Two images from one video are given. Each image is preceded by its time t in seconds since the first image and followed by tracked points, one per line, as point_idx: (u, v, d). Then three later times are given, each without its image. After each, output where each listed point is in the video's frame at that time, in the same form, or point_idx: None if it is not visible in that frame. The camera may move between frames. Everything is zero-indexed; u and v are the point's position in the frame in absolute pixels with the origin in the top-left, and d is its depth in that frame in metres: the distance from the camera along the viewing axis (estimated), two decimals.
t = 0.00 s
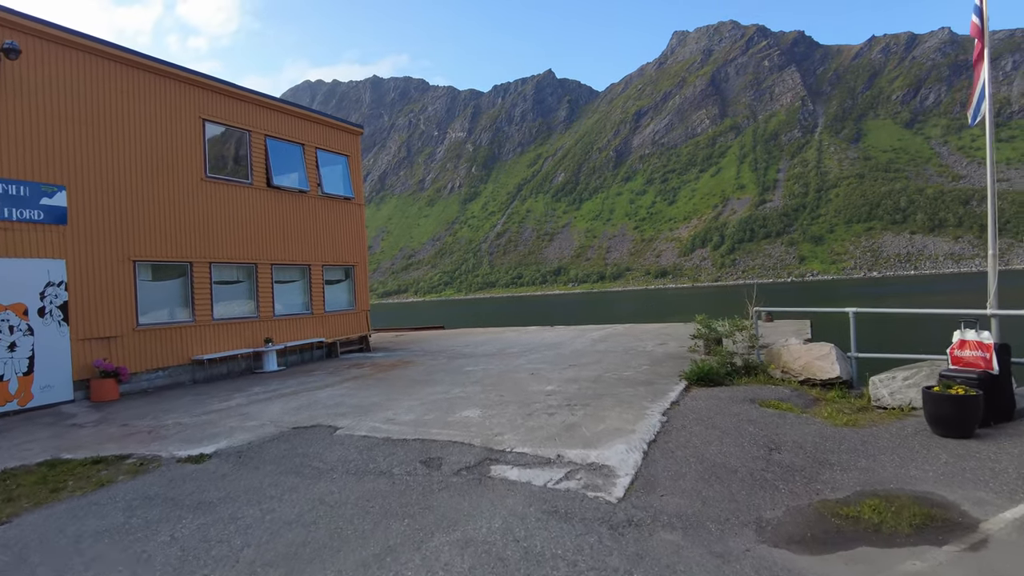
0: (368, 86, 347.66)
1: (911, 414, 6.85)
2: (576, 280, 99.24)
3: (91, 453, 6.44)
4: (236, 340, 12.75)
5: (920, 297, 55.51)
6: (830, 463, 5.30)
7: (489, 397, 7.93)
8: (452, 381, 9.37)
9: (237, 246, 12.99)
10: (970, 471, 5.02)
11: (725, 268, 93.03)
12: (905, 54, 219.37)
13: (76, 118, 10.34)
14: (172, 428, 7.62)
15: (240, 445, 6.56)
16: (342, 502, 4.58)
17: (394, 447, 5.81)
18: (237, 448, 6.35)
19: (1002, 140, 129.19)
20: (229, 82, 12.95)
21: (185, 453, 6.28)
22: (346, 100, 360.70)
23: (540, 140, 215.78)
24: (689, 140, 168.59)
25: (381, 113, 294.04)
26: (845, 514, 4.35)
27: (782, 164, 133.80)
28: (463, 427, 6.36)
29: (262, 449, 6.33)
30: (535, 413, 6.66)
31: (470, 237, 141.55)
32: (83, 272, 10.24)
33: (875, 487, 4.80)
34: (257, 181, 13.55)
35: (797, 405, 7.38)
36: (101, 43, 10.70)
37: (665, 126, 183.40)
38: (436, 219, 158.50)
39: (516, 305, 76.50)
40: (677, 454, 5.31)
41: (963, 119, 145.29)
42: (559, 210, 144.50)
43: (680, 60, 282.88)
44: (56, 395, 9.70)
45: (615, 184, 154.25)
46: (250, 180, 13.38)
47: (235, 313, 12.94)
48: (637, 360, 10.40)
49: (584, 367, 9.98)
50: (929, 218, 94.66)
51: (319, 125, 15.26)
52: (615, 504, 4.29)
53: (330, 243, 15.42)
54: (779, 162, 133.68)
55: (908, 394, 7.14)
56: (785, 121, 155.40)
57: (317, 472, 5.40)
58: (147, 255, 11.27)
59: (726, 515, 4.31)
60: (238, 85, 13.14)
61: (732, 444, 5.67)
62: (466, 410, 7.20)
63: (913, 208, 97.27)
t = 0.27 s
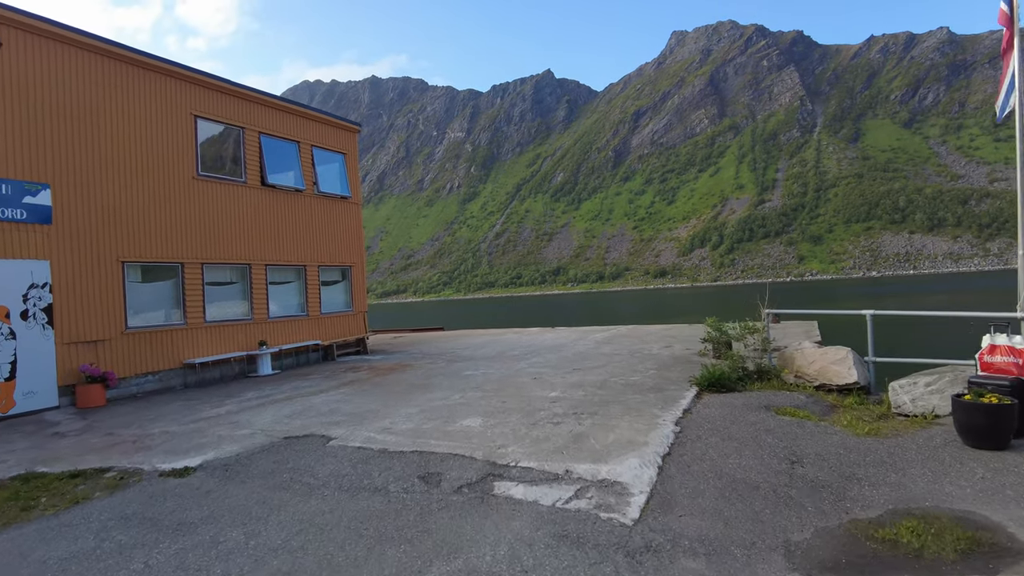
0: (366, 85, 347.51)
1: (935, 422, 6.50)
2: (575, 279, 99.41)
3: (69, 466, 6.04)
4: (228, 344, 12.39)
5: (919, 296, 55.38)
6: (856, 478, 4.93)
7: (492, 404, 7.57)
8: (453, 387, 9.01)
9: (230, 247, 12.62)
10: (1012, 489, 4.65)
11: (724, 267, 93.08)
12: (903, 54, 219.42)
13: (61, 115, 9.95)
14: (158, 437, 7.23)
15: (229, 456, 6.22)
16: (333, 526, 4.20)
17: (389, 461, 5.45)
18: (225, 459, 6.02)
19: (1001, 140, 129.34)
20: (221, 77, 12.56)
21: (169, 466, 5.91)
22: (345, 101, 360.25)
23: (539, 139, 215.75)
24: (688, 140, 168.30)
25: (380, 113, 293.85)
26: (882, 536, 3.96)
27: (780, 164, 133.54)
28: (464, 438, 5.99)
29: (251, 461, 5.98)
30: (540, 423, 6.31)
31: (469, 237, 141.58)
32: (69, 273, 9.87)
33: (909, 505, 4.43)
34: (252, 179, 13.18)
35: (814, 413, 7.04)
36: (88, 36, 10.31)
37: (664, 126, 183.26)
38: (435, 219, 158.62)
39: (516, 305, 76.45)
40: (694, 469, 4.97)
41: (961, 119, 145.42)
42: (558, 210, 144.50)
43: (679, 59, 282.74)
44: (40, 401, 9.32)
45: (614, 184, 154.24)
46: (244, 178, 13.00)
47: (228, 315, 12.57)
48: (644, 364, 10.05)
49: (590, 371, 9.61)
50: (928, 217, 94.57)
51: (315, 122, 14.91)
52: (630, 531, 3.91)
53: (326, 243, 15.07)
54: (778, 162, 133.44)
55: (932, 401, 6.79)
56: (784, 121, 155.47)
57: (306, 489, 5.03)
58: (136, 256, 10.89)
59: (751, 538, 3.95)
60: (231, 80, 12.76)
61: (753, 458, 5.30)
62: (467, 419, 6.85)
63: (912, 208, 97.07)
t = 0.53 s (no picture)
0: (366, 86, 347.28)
1: (963, 429, 6.13)
2: (575, 279, 99.20)
3: (48, 476, 5.69)
4: (222, 344, 12.03)
5: (918, 296, 55.22)
6: (889, 492, 4.56)
7: (495, 409, 7.21)
8: (454, 390, 8.64)
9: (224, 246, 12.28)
10: None
11: (723, 268, 92.90)
12: (902, 54, 219.38)
13: (47, 109, 9.60)
14: (144, 443, 6.85)
15: (216, 465, 5.85)
16: (323, 546, 3.85)
17: (385, 473, 5.10)
18: (210, 469, 5.66)
19: (999, 141, 129.30)
20: (215, 71, 12.21)
21: (152, 477, 5.52)
22: (345, 101, 360.26)
23: (538, 140, 215.57)
24: (687, 141, 168.12)
25: (379, 113, 293.64)
26: (926, 559, 3.60)
27: (780, 164, 133.31)
28: (466, 447, 5.64)
29: (240, 471, 5.63)
30: (547, 430, 5.95)
31: (468, 237, 141.33)
32: (56, 272, 9.52)
33: (946, 521, 4.09)
34: (246, 176, 12.81)
35: (834, 419, 6.69)
36: (76, 26, 9.96)
37: (664, 126, 183.04)
38: (434, 219, 158.49)
39: (515, 305, 76.22)
40: (712, 483, 4.62)
41: (960, 119, 145.37)
42: (557, 210, 144.29)
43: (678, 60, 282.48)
44: (24, 405, 8.95)
45: (613, 185, 154.03)
46: (238, 175, 12.64)
47: (221, 315, 12.20)
48: (652, 367, 9.69)
49: (596, 374, 9.22)
50: (927, 218, 94.29)
51: (312, 118, 14.57)
52: (649, 554, 3.56)
53: (323, 242, 14.72)
54: (777, 162, 133.27)
55: (960, 407, 6.40)
56: (783, 121, 155.31)
57: (296, 503, 4.67)
58: (125, 255, 10.53)
59: (783, 561, 3.58)
60: (225, 74, 12.41)
61: (775, 469, 4.94)
62: (469, 425, 6.50)
63: (911, 208, 96.86)
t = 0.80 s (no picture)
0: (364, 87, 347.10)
1: (990, 441, 5.78)
2: (573, 280, 99.04)
3: (17, 491, 5.32)
4: (213, 348, 11.70)
5: (917, 298, 55.01)
6: (923, 511, 4.18)
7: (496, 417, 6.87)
8: (453, 397, 8.30)
9: (217, 245, 11.95)
10: None
11: (721, 269, 92.81)
12: (900, 55, 219.53)
13: (31, 104, 9.28)
14: (125, 454, 6.50)
15: (198, 479, 5.49)
16: None
17: (379, 491, 4.76)
18: (191, 484, 5.30)
19: (997, 142, 129.33)
20: (206, 67, 11.87)
21: (131, 491, 5.17)
22: (343, 101, 359.98)
23: (537, 140, 215.49)
24: (685, 141, 167.79)
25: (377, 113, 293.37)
26: None
27: (778, 165, 133.10)
28: (465, 461, 5.29)
29: (224, 485, 5.29)
30: (551, 443, 5.62)
31: (467, 238, 141.16)
32: (39, 270, 9.18)
33: (989, 548, 3.72)
34: (239, 175, 12.47)
35: (851, 428, 6.37)
36: (62, 18, 9.63)
37: (662, 127, 182.95)
38: (433, 219, 158.27)
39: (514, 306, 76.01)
40: (730, 502, 4.28)
41: (958, 121, 145.52)
42: (556, 211, 144.02)
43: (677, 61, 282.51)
44: (4, 412, 8.59)
45: (612, 185, 153.85)
46: (231, 174, 12.29)
47: (213, 318, 11.86)
48: (657, 373, 9.33)
49: (601, 381, 8.85)
50: (925, 219, 94.21)
51: (307, 115, 14.25)
52: None
53: (318, 242, 14.39)
54: (776, 163, 133.12)
55: (985, 417, 6.06)
56: (781, 122, 155.31)
57: (280, 523, 4.32)
58: (112, 255, 10.18)
59: None
60: (217, 69, 12.05)
61: (797, 487, 4.59)
62: (468, 436, 6.15)
63: (909, 209, 96.80)
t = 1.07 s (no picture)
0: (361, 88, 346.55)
1: (1021, 445, 5.41)
2: (571, 280, 98.81)
3: None
4: (202, 348, 11.31)
5: (914, 297, 54.93)
6: (962, 524, 3.81)
7: (496, 422, 6.48)
8: (450, 400, 7.91)
9: (206, 243, 11.57)
10: None
11: (718, 269, 92.67)
12: (896, 55, 219.70)
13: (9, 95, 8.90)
14: (101, 461, 6.09)
15: (174, 490, 5.09)
16: None
17: (368, 503, 4.37)
18: (165, 495, 4.89)
19: (993, 142, 129.46)
20: (194, 58, 11.47)
21: (101, 504, 4.76)
22: (340, 101, 359.34)
23: (534, 141, 215.24)
24: (682, 142, 167.66)
25: (374, 114, 292.79)
26: None
27: (775, 165, 133.02)
28: (462, 469, 4.90)
29: (202, 495, 4.88)
30: (555, 451, 5.23)
31: (464, 239, 140.87)
32: (16, 268, 8.80)
33: None
34: (228, 170, 12.08)
35: (871, 431, 6.00)
36: (41, 6, 9.25)
37: (659, 127, 182.85)
38: (430, 220, 157.90)
39: (511, 307, 75.66)
40: (754, 517, 3.89)
41: (953, 121, 145.70)
42: (553, 211, 143.73)
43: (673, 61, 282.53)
44: None
45: (609, 186, 153.61)
46: (220, 169, 11.90)
47: (201, 317, 11.46)
48: (662, 374, 8.93)
49: (605, 382, 8.45)
50: (921, 218, 94.17)
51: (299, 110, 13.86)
52: None
53: (312, 240, 14.02)
54: (772, 163, 133.15)
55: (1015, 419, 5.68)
56: (778, 122, 155.31)
57: (259, 542, 3.91)
58: (95, 253, 9.79)
59: None
60: (204, 61, 11.66)
61: (823, 497, 4.20)
62: (466, 443, 5.74)
63: (906, 209, 96.73)
